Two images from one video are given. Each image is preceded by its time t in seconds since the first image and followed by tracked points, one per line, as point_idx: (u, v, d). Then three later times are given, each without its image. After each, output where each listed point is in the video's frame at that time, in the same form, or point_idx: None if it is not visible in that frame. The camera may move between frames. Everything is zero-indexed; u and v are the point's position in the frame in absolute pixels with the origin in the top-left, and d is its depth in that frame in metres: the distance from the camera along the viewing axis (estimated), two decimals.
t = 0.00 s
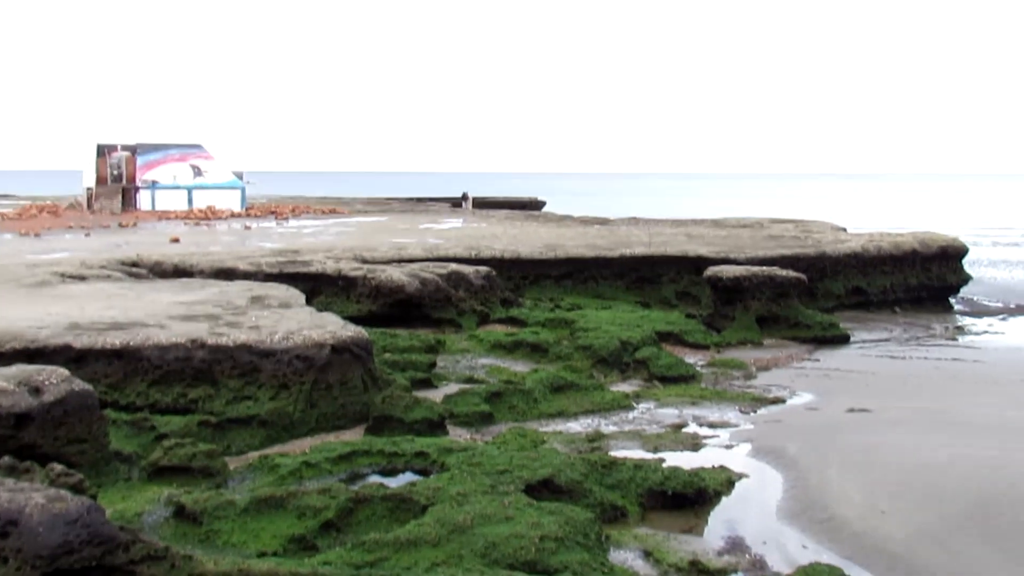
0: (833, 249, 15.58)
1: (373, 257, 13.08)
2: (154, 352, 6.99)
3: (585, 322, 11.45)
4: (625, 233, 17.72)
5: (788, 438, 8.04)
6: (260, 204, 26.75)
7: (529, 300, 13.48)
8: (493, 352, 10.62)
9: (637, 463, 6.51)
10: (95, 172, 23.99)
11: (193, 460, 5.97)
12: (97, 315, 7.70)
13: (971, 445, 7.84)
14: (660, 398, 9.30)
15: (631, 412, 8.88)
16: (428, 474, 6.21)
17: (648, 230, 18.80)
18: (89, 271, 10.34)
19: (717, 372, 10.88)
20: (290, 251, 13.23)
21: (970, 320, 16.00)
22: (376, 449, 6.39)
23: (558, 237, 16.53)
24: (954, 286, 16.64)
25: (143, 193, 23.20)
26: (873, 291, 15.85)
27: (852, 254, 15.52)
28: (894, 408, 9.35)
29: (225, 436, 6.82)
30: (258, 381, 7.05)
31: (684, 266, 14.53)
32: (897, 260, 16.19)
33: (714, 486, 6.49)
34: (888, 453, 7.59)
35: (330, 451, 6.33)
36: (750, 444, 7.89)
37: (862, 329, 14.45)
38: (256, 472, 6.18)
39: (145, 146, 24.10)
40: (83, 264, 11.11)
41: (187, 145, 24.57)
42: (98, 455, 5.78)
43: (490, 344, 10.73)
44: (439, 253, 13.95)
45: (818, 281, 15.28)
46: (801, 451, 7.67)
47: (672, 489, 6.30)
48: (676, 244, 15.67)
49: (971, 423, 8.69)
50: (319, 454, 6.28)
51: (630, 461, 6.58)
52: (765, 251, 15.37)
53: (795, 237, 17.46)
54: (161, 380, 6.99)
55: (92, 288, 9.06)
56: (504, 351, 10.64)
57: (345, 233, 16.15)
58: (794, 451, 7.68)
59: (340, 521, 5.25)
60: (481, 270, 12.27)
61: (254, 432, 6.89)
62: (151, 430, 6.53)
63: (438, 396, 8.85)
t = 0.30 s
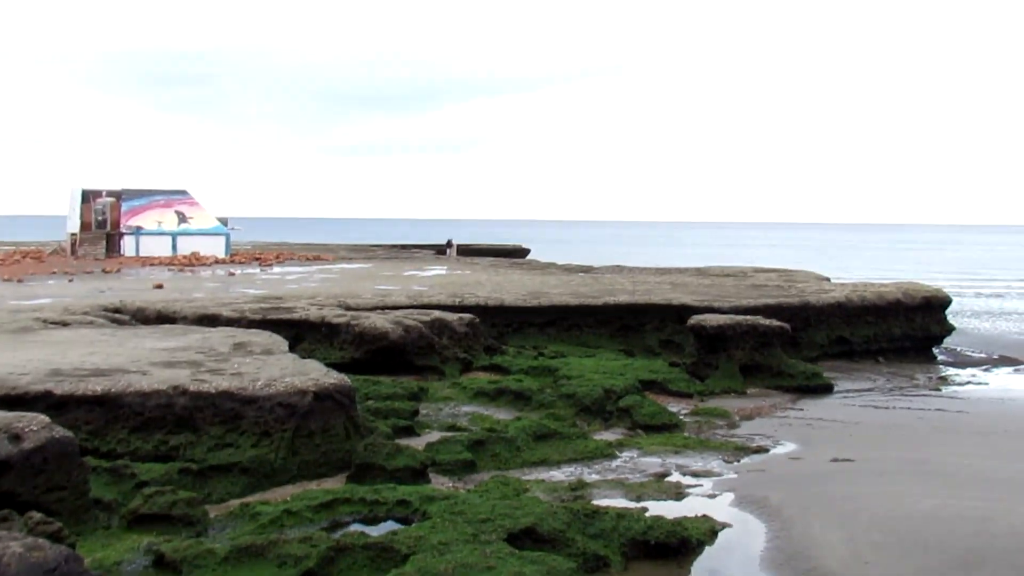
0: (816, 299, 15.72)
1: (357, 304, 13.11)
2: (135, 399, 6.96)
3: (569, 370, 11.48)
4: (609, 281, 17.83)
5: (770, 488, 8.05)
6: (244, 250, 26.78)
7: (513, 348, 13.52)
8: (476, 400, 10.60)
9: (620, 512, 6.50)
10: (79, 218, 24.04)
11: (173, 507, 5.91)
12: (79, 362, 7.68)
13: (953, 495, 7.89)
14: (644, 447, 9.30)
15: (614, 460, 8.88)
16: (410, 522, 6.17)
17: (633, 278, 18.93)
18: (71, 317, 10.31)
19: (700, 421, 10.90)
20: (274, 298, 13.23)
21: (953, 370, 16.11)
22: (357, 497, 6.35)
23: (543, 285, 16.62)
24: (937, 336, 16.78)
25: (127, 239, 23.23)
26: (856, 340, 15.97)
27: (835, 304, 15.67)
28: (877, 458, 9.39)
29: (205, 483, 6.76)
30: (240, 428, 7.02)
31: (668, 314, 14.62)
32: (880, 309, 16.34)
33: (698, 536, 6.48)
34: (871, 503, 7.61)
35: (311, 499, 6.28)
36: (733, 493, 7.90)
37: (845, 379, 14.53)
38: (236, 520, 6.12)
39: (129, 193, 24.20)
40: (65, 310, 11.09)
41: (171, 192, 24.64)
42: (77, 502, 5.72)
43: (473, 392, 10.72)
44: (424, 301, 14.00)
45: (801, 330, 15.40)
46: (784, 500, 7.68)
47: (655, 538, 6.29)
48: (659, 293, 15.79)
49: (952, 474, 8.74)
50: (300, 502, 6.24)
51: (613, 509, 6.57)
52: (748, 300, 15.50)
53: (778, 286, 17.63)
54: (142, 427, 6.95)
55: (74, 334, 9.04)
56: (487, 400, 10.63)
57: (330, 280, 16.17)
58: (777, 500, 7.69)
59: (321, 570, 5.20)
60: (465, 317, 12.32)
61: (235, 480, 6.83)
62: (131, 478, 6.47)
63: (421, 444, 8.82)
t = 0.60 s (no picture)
0: (798, 342, 15.79)
1: (338, 347, 13.05)
2: (113, 443, 6.86)
3: (552, 414, 11.43)
4: (591, 325, 17.85)
5: (754, 532, 8.01)
6: (226, 292, 26.70)
7: (495, 391, 13.47)
8: (459, 445, 10.52)
9: (603, 556, 6.43)
10: (58, 260, 23.99)
11: (149, 554, 5.78)
12: (56, 405, 7.57)
13: (937, 538, 7.86)
14: (627, 491, 9.24)
15: (597, 505, 8.81)
16: (391, 568, 6.08)
17: (615, 321, 18.98)
18: (48, 359, 10.20)
19: (684, 465, 10.86)
20: (255, 341, 13.14)
21: (935, 414, 16.17)
22: (338, 542, 6.25)
23: (526, 328, 16.62)
24: (918, 380, 16.86)
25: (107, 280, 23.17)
26: (837, 384, 16.02)
27: (816, 347, 15.74)
28: (861, 502, 9.37)
29: (183, 529, 6.66)
30: (219, 473, 6.92)
31: (650, 357, 14.63)
32: (861, 353, 16.42)
33: None
34: (855, 547, 7.56)
35: (291, 545, 6.19)
36: (717, 537, 7.84)
37: (827, 422, 14.55)
38: (214, 567, 6.01)
39: (110, 235, 24.20)
40: (43, 352, 10.98)
41: (153, 233, 24.60)
42: (51, 549, 5.60)
43: (455, 436, 10.65)
44: (406, 344, 13.96)
45: (783, 374, 15.44)
46: (768, 544, 7.63)
47: None
48: (641, 336, 15.83)
49: (937, 516, 8.73)
50: (279, 548, 6.14)
51: (597, 554, 6.50)
52: (730, 343, 15.55)
53: (760, 330, 17.71)
54: (118, 471, 6.84)
55: (51, 377, 8.93)
56: (469, 444, 10.54)
57: (312, 323, 16.10)
58: (761, 544, 7.63)
59: None
60: (447, 360, 12.28)
61: (213, 526, 6.73)
62: (107, 523, 6.36)
63: (402, 489, 8.73)
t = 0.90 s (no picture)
0: (782, 382, 15.81)
1: (321, 385, 12.97)
2: (90, 481, 6.75)
3: (535, 454, 11.37)
4: (575, 364, 17.81)
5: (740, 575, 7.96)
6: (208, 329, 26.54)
7: (479, 430, 13.40)
8: (442, 485, 10.42)
9: None
10: (40, 295, 23.85)
11: None
12: (33, 442, 7.46)
13: None
14: (611, 533, 9.17)
15: (582, 547, 8.73)
16: None
17: (599, 361, 18.96)
18: (26, 396, 10.07)
19: (668, 506, 10.80)
20: (236, 379, 13.03)
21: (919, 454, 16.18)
22: None
23: (509, 367, 16.58)
24: (901, 420, 16.89)
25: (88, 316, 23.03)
26: (821, 423, 16.02)
27: (800, 387, 15.77)
28: (847, 544, 9.34)
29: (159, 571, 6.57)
30: (198, 513, 6.82)
31: (634, 396, 14.60)
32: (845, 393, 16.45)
33: None
34: None
35: None
36: None
37: (812, 463, 14.53)
38: None
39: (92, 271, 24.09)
40: (21, 389, 10.84)
41: (135, 270, 24.47)
42: None
43: (438, 476, 10.56)
44: (389, 383, 13.88)
45: (767, 415, 15.45)
46: None
47: None
48: (625, 376, 15.81)
49: (923, 558, 8.71)
50: None
51: None
52: (714, 383, 15.55)
53: (743, 369, 17.73)
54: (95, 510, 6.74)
55: (29, 414, 8.81)
56: (452, 484, 10.45)
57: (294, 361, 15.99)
58: None
59: None
60: (430, 399, 12.22)
61: (190, 567, 6.64)
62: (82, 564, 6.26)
63: (384, 530, 8.64)
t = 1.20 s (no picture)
0: (764, 408, 15.88)
1: (303, 410, 12.92)
2: (70, 508, 6.71)
3: (518, 480, 11.36)
4: (558, 389, 17.82)
5: None
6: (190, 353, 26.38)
7: (462, 456, 13.38)
8: (424, 511, 10.38)
9: None
10: (20, 321, 23.66)
11: None
12: (12, 469, 7.41)
13: None
14: (594, 560, 9.16)
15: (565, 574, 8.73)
16: None
17: (582, 386, 18.98)
18: (6, 422, 9.98)
19: (652, 533, 10.81)
20: (218, 404, 12.97)
21: (901, 481, 16.26)
22: None
23: (493, 392, 16.58)
24: (884, 446, 16.98)
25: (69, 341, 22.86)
26: (804, 449, 16.09)
27: (782, 413, 15.85)
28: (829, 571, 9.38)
29: None
30: (178, 540, 6.79)
31: (617, 422, 14.63)
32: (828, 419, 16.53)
33: None
34: None
35: None
36: None
37: (795, 490, 14.59)
38: None
39: (73, 296, 23.94)
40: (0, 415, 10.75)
41: (117, 295, 24.35)
42: None
43: (421, 501, 10.53)
44: (373, 408, 13.85)
45: (750, 441, 15.51)
46: None
47: None
48: (609, 401, 15.84)
49: None
50: None
51: None
52: (697, 409, 15.60)
53: (726, 395, 17.80)
54: (75, 538, 6.70)
55: (8, 440, 8.74)
56: (434, 510, 10.41)
57: (276, 386, 15.92)
58: None
59: None
60: (413, 425, 12.21)
61: None
62: None
63: (366, 556, 8.61)
